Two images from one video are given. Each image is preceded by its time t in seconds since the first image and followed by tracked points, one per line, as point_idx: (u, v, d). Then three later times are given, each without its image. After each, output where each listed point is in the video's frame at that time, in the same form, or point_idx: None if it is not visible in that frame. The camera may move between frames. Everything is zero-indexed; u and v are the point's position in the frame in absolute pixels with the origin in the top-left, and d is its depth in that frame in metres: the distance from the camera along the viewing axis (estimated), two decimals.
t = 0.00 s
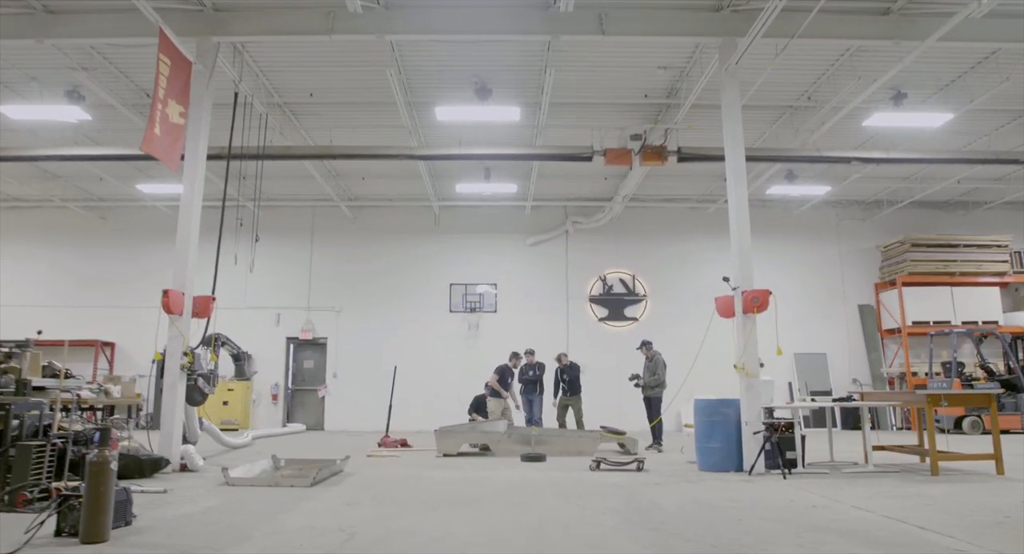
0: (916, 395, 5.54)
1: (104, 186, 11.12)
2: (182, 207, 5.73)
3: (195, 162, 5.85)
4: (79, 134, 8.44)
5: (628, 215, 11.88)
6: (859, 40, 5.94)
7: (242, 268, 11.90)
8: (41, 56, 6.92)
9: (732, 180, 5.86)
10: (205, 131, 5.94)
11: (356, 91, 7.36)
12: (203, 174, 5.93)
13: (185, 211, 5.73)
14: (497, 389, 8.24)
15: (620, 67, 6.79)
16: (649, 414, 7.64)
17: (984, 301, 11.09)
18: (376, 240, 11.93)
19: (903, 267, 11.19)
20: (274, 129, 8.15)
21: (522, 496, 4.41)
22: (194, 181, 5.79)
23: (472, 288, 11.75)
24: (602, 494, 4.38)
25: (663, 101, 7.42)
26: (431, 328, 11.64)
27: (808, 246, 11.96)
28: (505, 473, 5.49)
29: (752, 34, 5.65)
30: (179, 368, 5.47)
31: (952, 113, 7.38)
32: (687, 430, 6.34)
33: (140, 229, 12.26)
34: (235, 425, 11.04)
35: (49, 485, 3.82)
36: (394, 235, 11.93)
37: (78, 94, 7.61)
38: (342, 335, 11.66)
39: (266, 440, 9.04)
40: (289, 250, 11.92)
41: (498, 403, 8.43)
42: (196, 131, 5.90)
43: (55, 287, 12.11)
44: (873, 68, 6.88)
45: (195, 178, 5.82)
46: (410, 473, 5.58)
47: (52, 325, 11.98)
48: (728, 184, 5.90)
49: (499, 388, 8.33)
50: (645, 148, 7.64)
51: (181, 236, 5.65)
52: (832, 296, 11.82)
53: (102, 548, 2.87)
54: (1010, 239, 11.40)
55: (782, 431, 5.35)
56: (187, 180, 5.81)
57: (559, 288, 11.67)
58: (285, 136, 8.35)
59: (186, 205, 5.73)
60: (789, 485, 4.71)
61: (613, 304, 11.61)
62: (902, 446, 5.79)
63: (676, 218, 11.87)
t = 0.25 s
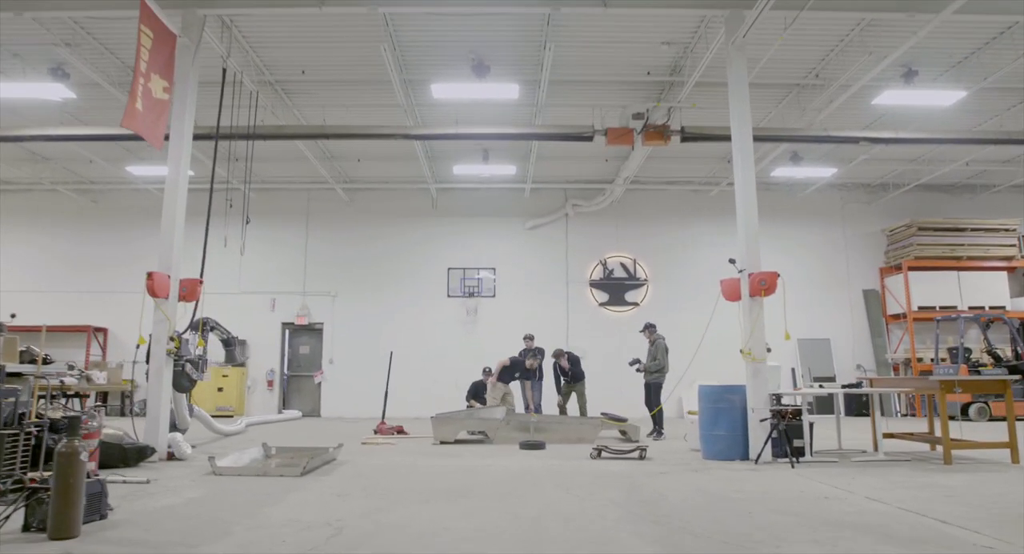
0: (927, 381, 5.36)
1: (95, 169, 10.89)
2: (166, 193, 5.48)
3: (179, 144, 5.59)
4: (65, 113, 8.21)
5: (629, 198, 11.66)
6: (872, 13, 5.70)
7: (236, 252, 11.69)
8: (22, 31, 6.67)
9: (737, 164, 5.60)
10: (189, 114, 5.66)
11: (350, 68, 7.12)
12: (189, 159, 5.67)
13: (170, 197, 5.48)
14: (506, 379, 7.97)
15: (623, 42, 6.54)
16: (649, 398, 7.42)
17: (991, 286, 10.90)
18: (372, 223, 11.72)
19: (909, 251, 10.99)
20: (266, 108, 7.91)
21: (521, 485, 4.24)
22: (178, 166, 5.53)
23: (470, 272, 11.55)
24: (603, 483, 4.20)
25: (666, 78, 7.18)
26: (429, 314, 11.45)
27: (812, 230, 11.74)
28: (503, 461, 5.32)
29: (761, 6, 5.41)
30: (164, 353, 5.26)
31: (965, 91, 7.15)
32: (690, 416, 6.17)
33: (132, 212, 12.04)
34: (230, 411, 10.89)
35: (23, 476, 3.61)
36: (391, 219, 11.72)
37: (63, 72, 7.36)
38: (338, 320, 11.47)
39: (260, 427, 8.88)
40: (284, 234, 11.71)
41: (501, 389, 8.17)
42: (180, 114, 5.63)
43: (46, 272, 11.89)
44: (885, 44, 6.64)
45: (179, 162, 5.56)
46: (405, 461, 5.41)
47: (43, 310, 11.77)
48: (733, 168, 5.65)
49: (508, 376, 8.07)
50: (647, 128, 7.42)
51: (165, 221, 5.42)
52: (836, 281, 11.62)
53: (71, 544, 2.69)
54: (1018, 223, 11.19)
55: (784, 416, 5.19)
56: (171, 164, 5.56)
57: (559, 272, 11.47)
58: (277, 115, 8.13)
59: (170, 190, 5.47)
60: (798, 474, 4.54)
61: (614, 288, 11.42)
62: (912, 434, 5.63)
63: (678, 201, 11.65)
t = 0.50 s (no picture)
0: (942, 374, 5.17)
1: (86, 156, 10.68)
2: (150, 180, 5.27)
3: (165, 130, 5.36)
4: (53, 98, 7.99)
5: (631, 186, 11.45)
6: None
7: (231, 241, 11.49)
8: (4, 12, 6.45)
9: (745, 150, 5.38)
10: (176, 98, 5.44)
11: (344, 51, 6.90)
12: (175, 146, 5.45)
13: (155, 185, 5.26)
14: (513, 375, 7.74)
15: (626, 23, 6.32)
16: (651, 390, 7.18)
17: (1000, 276, 10.70)
18: (369, 212, 11.51)
19: (915, 241, 10.78)
20: (259, 92, 7.70)
21: (520, 483, 4.07)
22: (163, 154, 5.31)
23: (469, 262, 11.35)
24: (606, 481, 4.03)
25: (670, 61, 6.96)
26: (427, 304, 11.25)
27: (817, 219, 11.53)
28: (501, 456, 5.15)
29: None
30: (150, 346, 5.07)
31: (979, 74, 6.93)
32: (694, 410, 5.99)
33: (125, 201, 11.82)
34: (225, 403, 10.75)
35: None
36: (388, 207, 11.51)
37: (48, 54, 7.13)
38: (335, 310, 11.28)
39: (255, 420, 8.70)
40: (279, 223, 11.51)
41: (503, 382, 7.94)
42: (166, 98, 5.40)
43: (37, 262, 11.69)
44: (897, 25, 6.41)
45: (165, 149, 5.34)
46: (401, 456, 5.24)
47: (35, 301, 11.58)
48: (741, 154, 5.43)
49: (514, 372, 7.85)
50: (651, 113, 7.21)
51: (150, 209, 5.21)
52: (841, 271, 11.42)
53: (35, 550, 2.50)
54: None
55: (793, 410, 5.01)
56: (156, 151, 5.33)
57: (559, 262, 11.27)
58: (271, 100, 7.92)
59: (155, 178, 5.26)
60: (808, 470, 4.36)
61: (615, 278, 11.22)
62: (925, 428, 5.45)
63: (681, 190, 11.44)
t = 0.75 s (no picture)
0: (958, 370, 4.96)
1: (75, 146, 10.45)
2: (134, 170, 5.04)
3: (149, 117, 5.13)
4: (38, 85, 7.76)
5: (633, 176, 11.24)
6: None
7: (226, 233, 11.28)
8: None
9: (754, 137, 5.15)
10: (161, 85, 5.20)
11: (338, 36, 6.68)
12: (160, 135, 5.22)
13: (138, 175, 5.03)
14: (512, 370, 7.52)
15: (630, 6, 6.09)
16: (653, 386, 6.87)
17: (1009, 270, 10.50)
18: (366, 204, 11.29)
19: (923, 233, 10.56)
20: (251, 79, 7.47)
21: (519, 485, 3.87)
22: (147, 143, 5.08)
23: (467, 255, 11.14)
24: (609, 483, 3.83)
25: (675, 47, 6.74)
26: (425, 298, 11.05)
27: (822, 210, 11.31)
28: (500, 455, 4.95)
29: None
30: (134, 341, 4.86)
31: (994, 61, 6.71)
32: (700, 406, 5.77)
33: (117, 192, 11.60)
34: (219, 398, 10.56)
35: None
36: (385, 198, 11.29)
37: (32, 39, 6.91)
38: (331, 304, 11.08)
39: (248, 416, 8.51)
40: (274, 214, 11.29)
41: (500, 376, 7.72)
42: (150, 85, 5.17)
43: (27, 254, 11.48)
44: (911, 9, 6.18)
45: (149, 138, 5.11)
46: (395, 455, 5.05)
47: (25, 294, 11.37)
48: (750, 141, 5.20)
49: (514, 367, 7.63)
50: (654, 100, 6.99)
51: (133, 200, 4.99)
52: (847, 264, 11.21)
53: None
54: None
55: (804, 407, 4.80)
56: (139, 139, 5.11)
57: (559, 254, 11.07)
58: (263, 87, 7.70)
59: (138, 167, 5.03)
60: (821, 471, 4.17)
61: (616, 271, 11.00)
62: (939, 426, 5.25)
63: (684, 180, 11.23)
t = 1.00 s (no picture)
0: (974, 368, 4.76)
1: (64, 138, 10.22)
2: (115, 162, 4.82)
3: (129, 107, 4.90)
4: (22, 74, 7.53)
5: (634, 169, 11.02)
6: None
7: (219, 227, 11.06)
8: None
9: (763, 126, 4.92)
10: (142, 74, 4.97)
11: (331, 23, 6.46)
12: (142, 126, 4.99)
13: (119, 167, 4.81)
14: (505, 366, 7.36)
15: None
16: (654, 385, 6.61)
17: (1018, 264, 10.29)
18: (362, 197, 11.08)
19: (930, 227, 10.35)
20: (241, 68, 7.25)
21: (516, 489, 3.67)
22: (127, 134, 4.86)
23: (465, 249, 10.93)
24: (611, 488, 3.63)
25: (679, 34, 6.51)
26: (422, 293, 10.84)
27: (827, 204, 11.09)
28: (497, 457, 4.75)
29: None
30: (114, 338, 4.65)
31: (1008, 48, 6.49)
32: (705, 405, 5.53)
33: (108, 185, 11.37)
34: (213, 396, 10.37)
35: None
36: (381, 191, 11.07)
37: (13, 26, 6.68)
38: (326, 299, 10.87)
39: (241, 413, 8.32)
40: (268, 207, 11.08)
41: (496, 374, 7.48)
42: (131, 73, 4.94)
43: (17, 249, 11.26)
44: None
45: (130, 129, 4.88)
46: (388, 456, 4.85)
47: (15, 289, 11.15)
48: (759, 131, 4.98)
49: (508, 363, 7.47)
50: (657, 88, 6.77)
51: (114, 192, 4.76)
52: (852, 259, 11.00)
53: None
54: None
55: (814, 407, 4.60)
56: (120, 130, 4.88)
57: (559, 248, 10.86)
58: (254, 76, 7.48)
59: (119, 159, 4.81)
60: (834, 475, 3.97)
61: (617, 266, 10.80)
62: (953, 426, 5.05)
63: (686, 173, 11.02)
